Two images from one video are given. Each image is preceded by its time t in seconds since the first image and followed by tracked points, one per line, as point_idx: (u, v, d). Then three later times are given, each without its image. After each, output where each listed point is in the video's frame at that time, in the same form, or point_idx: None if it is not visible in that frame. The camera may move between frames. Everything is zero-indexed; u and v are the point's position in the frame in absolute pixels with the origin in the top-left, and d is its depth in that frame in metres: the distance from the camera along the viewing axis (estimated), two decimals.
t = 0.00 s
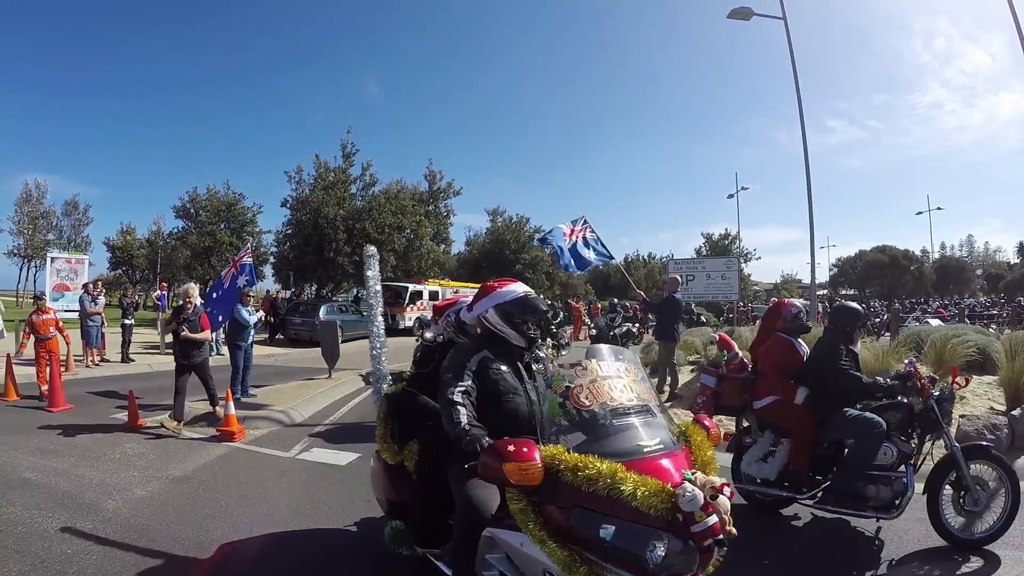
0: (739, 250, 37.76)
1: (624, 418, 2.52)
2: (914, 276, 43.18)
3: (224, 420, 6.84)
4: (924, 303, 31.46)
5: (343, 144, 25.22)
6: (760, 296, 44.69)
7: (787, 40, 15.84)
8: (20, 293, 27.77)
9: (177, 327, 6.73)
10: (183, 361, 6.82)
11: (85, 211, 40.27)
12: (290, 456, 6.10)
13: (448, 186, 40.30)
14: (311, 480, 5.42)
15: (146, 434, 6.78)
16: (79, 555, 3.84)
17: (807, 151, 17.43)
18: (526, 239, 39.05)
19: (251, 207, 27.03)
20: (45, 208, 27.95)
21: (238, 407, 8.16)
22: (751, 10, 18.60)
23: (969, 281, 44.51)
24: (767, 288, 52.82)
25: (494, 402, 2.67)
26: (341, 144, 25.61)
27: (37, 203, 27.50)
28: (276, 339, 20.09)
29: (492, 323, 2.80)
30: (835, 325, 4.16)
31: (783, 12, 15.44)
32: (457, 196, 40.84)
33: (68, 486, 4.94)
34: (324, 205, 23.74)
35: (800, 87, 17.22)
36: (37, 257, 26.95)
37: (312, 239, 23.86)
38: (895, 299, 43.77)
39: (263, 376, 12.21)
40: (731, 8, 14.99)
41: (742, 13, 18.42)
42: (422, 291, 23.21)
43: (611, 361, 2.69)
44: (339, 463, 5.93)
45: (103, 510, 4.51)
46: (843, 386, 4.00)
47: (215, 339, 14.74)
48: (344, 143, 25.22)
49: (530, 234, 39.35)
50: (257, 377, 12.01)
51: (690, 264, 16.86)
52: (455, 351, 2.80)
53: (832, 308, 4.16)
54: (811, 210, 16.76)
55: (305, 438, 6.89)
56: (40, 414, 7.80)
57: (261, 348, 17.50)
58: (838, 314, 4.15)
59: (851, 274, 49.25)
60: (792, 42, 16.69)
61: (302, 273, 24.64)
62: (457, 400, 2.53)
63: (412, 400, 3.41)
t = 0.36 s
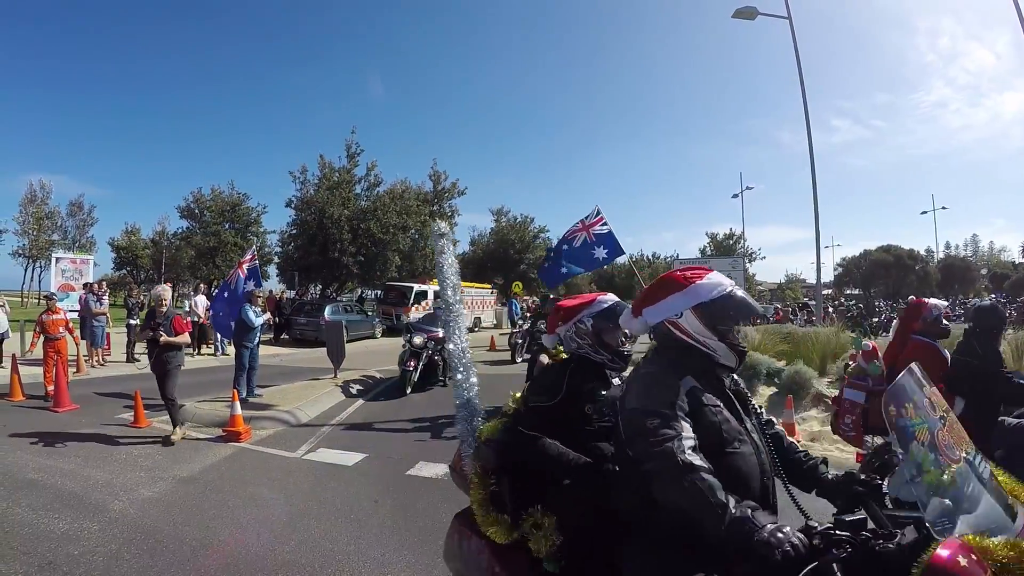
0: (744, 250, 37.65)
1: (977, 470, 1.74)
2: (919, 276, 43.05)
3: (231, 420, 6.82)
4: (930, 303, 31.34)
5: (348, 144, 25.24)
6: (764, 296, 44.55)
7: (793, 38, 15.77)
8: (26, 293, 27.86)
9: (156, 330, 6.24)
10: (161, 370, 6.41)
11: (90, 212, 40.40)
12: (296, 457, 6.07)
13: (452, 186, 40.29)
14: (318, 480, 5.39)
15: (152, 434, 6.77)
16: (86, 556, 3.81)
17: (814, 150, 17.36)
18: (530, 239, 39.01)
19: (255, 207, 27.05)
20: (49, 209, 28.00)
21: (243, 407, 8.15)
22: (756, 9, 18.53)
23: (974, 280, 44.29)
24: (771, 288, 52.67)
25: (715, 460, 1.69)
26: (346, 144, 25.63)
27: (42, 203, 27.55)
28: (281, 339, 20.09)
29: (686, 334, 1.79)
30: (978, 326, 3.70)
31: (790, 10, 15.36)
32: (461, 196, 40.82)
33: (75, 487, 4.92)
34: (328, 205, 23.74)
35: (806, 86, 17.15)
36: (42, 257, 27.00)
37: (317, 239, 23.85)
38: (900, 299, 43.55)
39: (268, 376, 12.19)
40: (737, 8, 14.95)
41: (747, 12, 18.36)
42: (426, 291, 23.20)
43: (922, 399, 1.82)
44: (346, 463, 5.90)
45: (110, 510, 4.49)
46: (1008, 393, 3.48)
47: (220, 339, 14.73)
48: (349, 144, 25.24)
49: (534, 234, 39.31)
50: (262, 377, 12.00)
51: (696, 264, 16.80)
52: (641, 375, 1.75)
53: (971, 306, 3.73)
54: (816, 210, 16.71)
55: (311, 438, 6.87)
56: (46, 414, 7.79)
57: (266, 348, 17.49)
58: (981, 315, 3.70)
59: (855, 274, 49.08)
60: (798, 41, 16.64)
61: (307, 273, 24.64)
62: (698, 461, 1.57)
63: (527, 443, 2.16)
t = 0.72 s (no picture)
0: (748, 250, 37.56)
1: None
2: (923, 277, 42.92)
3: (237, 420, 6.78)
4: (935, 304, 31.23)
5: (352, 144, 25.24)
6: (768, 296, 44.42)
7: (798, 39, 15.70)
8: (29, 293, 27.85)
9: (128, 330, 5.72)
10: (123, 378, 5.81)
11: (94, 212, 40.53)
12: (302, 457, 6.02)
13: (455, 186, 40.22)
14: (326, 479, 5.34)
15: (157, 434, 6.73)
16: (93, 558, 3.75)
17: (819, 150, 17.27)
18: (534, 240, 38.97)
19: (259, 207, 27.04)
20: (52, 208, 27.99)
21: (249, 407, 8.11)
22: (762, 9, 18.45)
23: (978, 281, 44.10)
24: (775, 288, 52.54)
25: None
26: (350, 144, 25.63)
27: (45, 203, 27.54)
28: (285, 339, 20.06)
29: None
30: None
31: (795, 10, 15.29)
32: (465, 196, 40.78)
33: (81, 488, 4.87)
34: (333, 205, 23.73)
35: (811, 86, 17.06)
36: (45, 257, 26.99)
37: (321, 239, 23.81)
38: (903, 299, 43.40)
39: (273, 376, 12.15)
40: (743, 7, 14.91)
41: (753, 12, 18.27)
42: (430, 291, 23.17)
43: None
44: (353, 463, 5.85)
45: (116, 511, 4.44)
46: None
47: (224, 339, 14.69)
48: (353, 144, 25.24)
49: (537, 234, 39.24)
50: (267, 377, 11.97)
51: (701, 264, 16.73)
52: None
53: None
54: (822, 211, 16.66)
55: (317, 438, 6.83)
56: (51, 413, 7.75)
57: (270, 348, 17.47)
58: None
59: (858, 275, 48.93)
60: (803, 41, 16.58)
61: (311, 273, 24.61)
62: None
63: (852, 535, 1.68)
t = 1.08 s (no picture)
0: (754, 250, 37.36)
1: None
2: (930, 276, 42.63)
3: (244, 420, 6.71)
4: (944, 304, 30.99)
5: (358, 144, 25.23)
6: (775, 296, 44.21)
7: (806, 36, 15.58)
8: (36, 293, 27.94)
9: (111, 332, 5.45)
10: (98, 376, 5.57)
11: (100, 213, 40.65)
12: (311, 457, 5.95)
13: (461, 185, 40.16)
14: (336, 480, 5.28)
15: (165, 435, 6.68)
16: (101, 561, 3.69)
17: (828, 148, 17.12)
18: (540, 239, 38.89)
19: (265, 207, 27.06)
20: (59, 208, 28.06)
21: (256, 407, 8.05)
22: (770, 7, 18.33)
23: (986, 281, 43.72)
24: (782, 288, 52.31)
25: None
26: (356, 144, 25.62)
27: (51, 203, 27.62)
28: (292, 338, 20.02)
29: None
30: None
31: (803, 9, 15.21)
32: (471, 195, 40.71)
33: (89, 489, 4.81)
34: (339, 205, 23.72)
35: (821, 84, 16.92)
36: (52, 256, 27.06)
37: (327, 239, 23.78)
38: (911, 299, 43.07)
39: (280, 375, 12.12)
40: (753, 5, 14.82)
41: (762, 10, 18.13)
42: (437, 290, 23.15)
43: None
44: (362, 464, 5.77)
45: (124, 513, 4.38)
46: None
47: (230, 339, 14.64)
48: (359, 143, 25.23)
49: (543, 234, 39.13)
50: (275, 377, 11.95)
51: (709, 263, 16.62)
52: None
53: None
54: (831, 209, 16.53)
55: (325, 438, 6.76)
56: (58, 413, 7.72)
57: (277, 348, 17.47)
58: None
59: (866, 274, 48.62)
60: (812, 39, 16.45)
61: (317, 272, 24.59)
62: None
63: None
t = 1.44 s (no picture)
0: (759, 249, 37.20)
1: None
2: (934, 275, 42.39)
3: (248, 421, 6.64)
4: (950, 302, 30.85)
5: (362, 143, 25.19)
6: (779, 295, 44.03)
7: (813, 33, 15.47)
8: (40, 293, 27.97)
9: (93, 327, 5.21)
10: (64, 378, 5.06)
11: (104, 212, 40.73)
12: (315, 459, 5.86)
13: (465, 184, 40.08)
14: (343, 482, 5.21)
15: (168, 436, 6.60)
16: (101, 566, 3.60)
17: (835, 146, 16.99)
18: (544, 238, 38.82)
19: (269, 206, 27.03)
20: (62, 208, 28.08)
21: (260, 408, 7.97)
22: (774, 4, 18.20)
23: (992, 279, 43.43)
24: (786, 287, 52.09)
25: None
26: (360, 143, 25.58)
27: (54, 202, 27.65)
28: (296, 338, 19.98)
29: None
30: None
31: (809, 5, 15.13)
32: (475, 194, 40.65)
33: (90, 492, 4.73)
34: (343, 204, 23.67)
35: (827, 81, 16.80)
36: (55, 256, 27.06)
37: (331, 238, 23.72)
38: (916, 298, 42.80)
39: (285, 376, 12.05)
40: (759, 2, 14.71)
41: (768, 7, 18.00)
42: (441, 290, 23.09)
43: None
44: (367, 466, 5.69)
45: (126, 517, 4.28)
46: None
47: (234, 339, 14.59)
48: (363, 142, 25.19)
49: (547, 232, 39.06)
50: (279, 377, 11.89)
51: (715, 262, 16.50)
52: None
53: None
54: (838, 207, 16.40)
55: (329, 439, 6.67)
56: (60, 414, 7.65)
57: (280, 348, 17.41)
58: None
59: (871, 273, 48.40)
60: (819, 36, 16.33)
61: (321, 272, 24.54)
62: None
63: None
